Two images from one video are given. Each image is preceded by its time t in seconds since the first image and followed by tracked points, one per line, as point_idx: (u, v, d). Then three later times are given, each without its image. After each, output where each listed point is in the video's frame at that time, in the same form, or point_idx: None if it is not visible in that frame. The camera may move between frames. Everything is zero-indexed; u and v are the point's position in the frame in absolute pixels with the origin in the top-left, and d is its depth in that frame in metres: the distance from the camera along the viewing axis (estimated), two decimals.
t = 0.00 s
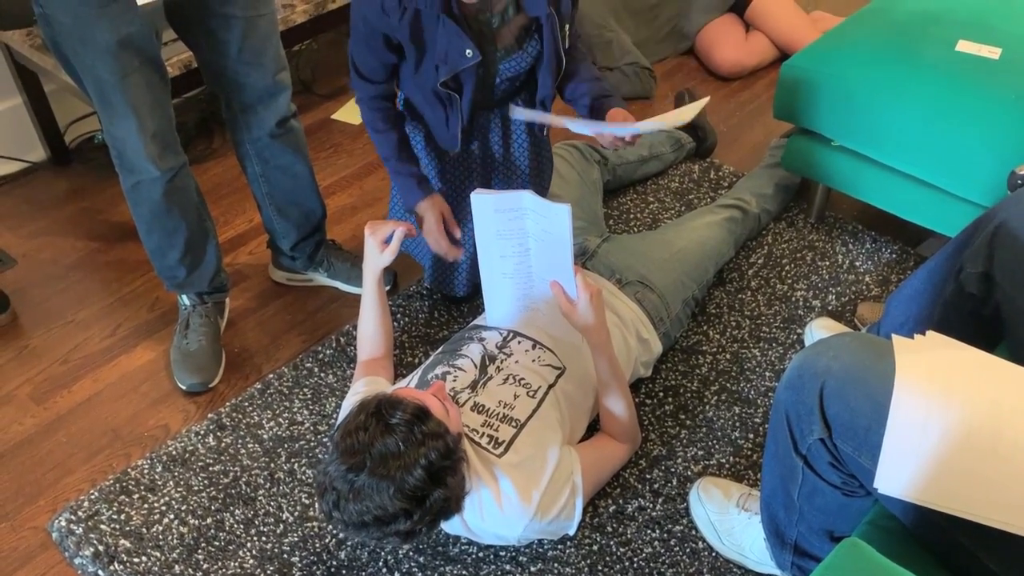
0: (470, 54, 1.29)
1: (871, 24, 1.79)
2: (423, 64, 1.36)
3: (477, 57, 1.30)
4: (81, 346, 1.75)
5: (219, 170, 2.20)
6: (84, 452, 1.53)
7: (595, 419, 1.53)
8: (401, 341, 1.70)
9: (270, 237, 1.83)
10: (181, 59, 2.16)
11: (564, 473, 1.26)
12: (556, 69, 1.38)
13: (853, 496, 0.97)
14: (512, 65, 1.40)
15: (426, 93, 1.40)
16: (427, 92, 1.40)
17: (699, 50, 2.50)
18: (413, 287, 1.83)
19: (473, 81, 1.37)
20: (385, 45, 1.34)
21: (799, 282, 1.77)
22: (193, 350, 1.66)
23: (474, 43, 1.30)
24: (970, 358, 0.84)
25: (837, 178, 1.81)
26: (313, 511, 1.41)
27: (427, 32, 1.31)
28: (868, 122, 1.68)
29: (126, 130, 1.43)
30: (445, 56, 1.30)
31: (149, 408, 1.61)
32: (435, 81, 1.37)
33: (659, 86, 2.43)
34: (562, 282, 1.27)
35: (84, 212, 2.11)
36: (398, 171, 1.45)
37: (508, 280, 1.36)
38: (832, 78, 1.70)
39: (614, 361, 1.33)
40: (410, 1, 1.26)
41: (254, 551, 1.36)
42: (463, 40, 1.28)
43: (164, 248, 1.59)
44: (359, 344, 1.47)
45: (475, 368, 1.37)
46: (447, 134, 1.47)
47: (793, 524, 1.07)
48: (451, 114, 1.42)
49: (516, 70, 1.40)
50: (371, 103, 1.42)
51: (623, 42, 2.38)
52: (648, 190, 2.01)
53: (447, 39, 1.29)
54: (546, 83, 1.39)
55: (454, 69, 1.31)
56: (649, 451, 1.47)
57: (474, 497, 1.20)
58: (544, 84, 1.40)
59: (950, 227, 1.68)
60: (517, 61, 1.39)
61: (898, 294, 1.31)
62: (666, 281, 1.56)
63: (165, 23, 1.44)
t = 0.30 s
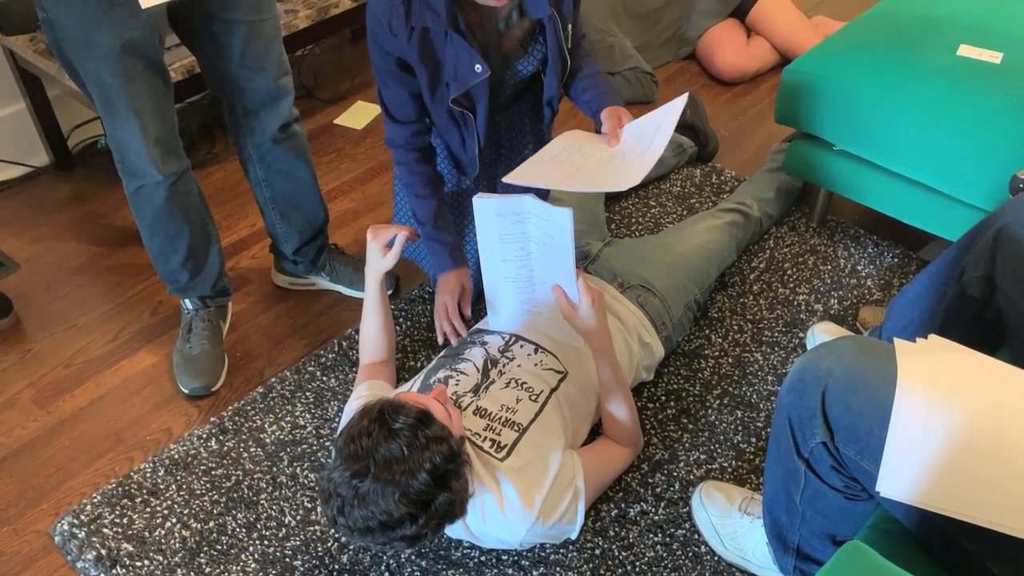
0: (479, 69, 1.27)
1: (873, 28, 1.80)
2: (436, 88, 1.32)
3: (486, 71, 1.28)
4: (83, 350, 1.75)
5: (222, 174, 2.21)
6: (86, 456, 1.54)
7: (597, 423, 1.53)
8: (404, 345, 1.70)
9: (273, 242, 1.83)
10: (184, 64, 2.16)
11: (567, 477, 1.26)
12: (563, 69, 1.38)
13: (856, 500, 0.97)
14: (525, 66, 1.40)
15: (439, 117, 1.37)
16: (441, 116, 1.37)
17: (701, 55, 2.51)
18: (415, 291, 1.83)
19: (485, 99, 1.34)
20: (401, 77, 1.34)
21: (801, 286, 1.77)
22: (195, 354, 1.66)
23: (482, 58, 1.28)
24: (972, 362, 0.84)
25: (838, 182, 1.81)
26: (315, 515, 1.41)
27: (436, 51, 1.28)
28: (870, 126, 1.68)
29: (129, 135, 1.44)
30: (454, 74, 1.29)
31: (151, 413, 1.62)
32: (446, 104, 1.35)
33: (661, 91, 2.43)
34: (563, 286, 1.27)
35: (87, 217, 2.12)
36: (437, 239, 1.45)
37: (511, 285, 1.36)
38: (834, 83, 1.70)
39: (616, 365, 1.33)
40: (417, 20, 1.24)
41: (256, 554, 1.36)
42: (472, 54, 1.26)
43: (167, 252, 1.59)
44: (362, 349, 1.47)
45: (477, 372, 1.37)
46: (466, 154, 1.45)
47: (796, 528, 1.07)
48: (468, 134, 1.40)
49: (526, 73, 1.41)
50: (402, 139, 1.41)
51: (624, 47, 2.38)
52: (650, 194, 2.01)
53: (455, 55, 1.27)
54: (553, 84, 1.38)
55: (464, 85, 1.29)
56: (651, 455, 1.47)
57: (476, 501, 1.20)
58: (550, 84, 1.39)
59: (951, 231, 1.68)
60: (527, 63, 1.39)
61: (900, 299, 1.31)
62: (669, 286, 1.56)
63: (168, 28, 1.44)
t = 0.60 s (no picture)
0: (486, 85, 1.28)
1: (875, 34, 1.80)
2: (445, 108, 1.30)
3: (493, 87, 1.28)
4: (87, 355, 1.75)
5: (225, 179, 2.22)
6: (89, 460, 1.54)
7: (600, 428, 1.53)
8: (406, 349, 1.70)
9: (276, 246, 1.83)
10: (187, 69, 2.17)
11: (569, 482, 1.26)
12: (567, 74, 1.38)
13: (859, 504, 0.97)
14: (531, 73, 1.41)
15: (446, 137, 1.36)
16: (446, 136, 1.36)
17: (702, 60, 2.52)
18: (418, 295, 1.84)
19: (490, 116, 1.35)
20: (409, 99, 1.30)
21: (803, 291, 1.78)
22: (198, 358, 1.66)
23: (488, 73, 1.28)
24: (973, 366, 0.84)
25: (840, 187, 1.81)
26: (318, 519, 1.42)
27: (441, 71, 1.27)
28: (874, 131, 1.68)
29: (133, 139, 1.44)
30: (460, 92, 1.29)
31: (154, 417, 1.62)
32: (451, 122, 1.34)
33: (663, 96, 2.44)
34: (567, 290, 1.27)
35: (90, 221, 2.12)
36: (457, 276, 1.37)
37: (514, 288, 1.36)
38: (837, 88, 1.70)
39: (619, 370, 1.34)
40: (427, 40, 1.22)
41: (259, 559, 1.36)
42: (478, 71, 1.26)
43: (170, 257, 1.60)
44: (364, 353, 1.47)
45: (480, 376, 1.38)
46: (472, 166, 1.46)
47: (798, 533, 1.07)
48: (474, 151, 1.41)
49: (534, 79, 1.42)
50: (420, 167, 1.35)
51: (626, 52, 2.39)
52: (652, 199, 2.01)
53: (461, 72, 1.27)
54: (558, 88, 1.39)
55: (471, 103, 1.29)
56: (653, 460, 1.47)
57: (478, 506, 1.20)
58: (556, 88, 1.39)
59: (952, 235, 1.68)
60: (533, 70, 1.40)
61: (901, 304, 1.31)
62: (672, 290, 1.56)
63: (171, 33, 1.45)
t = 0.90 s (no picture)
0: (486, 95, 1.28)
1: (876, 37, 1.80)
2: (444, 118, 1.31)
3: (492, 98, 1.29)
4: (89, 358, 1.76)
5: (227, 183, 2.22)
6: (91, 463, 1.54)
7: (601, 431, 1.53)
8: (408, 352, 1.71)
9: (278, 249, 1.84)
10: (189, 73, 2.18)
11: (571, 484, 1.26)
12: (570, 79, 1.38)
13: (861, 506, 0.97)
14: (533, 79, 1.41)
15: (446, 147, 1.36)
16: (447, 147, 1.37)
17: (704, 64, 2.52)
18: (419, 298, 1.84)
19: (490, 127, 1.35)
20: (409, 109, 1.31)
21: (805, 294, 1.78)
22: (200, 361, 1.66)
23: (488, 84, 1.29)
24: (975, 368, 0.85)
25: (841, 191, 1.82)
26: (320, 521, 1.42)
27: (441, 81, 1.28)
28: (875, 134, 1.68)
29: (135, 143, 1.45)
30: (460, 103, 1.29)
31: (156, 420, 1.62)
32: (452, 132, 1.34)
33: (664, 100, 2.44)
34: (569, 293, 1.27)
35: (92, 225, 2.13)
36: (458, 287, 1.38)
37: (516, 291, 1.36)
38: (838, 91, 1.70)
39: (621, 374, 1.34)
40: (426, 52, 1.23)
41: (261, 561, 1.36)
42: (478, 81, 1.27)
43: (172, 260, 1.60)
44: (365, 357, 1.48)
45: (482, 379, 1.38)
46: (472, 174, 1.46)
47: (800, 535, 1.07)
48: (473, 160, 1.41)
49: (536, 84, 1.42)
50: (420, 177, 1.35)
51: (627, 56, 2.39)
52: (653, 202, 2.02)
53: (461, 82, 1.27)
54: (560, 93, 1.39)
55: (470, 113, 1.29)
56: (655, 463, 1.47)
57: (481, 509, 1.20)
58: (558, 93, 1.40)
59: (954, 239, 1.68)
60: (535, 76, 1.41)
61: (903, 306, 1.31)
62: (674, 293, 1.56)
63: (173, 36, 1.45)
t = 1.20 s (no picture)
0: (482, 96, 1.28)
1: (877, 41, 1.80)
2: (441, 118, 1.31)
3: (488, 98, 1.29)
4: (90, 359, 1.76)
5: (228, 185, 2.22)
6: (92, 465, 1.54)
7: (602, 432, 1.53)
8: (408, 354, 1.71)
9: (279, 251, 1.84)
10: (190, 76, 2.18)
11: (572, 486, 1.26)
12: (568, 81, 1.38)
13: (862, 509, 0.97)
14: (531, 81, 1.41)
15: (443, 147, 1.37)
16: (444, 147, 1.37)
17: (705, 67, 2.52)
18: (420, 301, 1.84)
19: (486, 127, 1.35)
20: (406, 109, 1.32)
21: (805, 297, 1.78)
22: (200, 363, 1.66)
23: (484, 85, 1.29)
24: (975, 371, 0.85)
25: (841, 193, 1.82)
26: (321, 523, 1.42)
27: (437, 82, 1.28)
28: (876, 137, 1.68)
29: (135, 145, 1.45)
30: (456, 104, 1.29)
31: (156, 422, 1.62)
32: (449, 132, 1.35)
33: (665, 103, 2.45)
34: (570, 294, 1.27)
35: (93, 227, 2.13)
36: (455, 287, 1.39)
37: (518, 292, 1.37)
38: (838, 94, 1.71)
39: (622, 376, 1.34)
40: (422, 53, 1.23)
41: (261, 563, 1.36)
42: (474, 82, 1.27)
43: (173, 262, 1.60)
44: (365, 358, 1.48)
45: (483, 380, 1.38)
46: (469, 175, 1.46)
47: (801, 537, 1.07)
48: (469, 160, 1.41)
49: (534, 86, 1.42)
50: (418, 176, 1.36)
51: (628, 59, 2.40)
52: (654, 205, 2.02)
53: (457, 83, 1.28)
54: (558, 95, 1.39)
55: (467, 113, 1.30)
56: (656, 465, 1.47)
57: (481, 511, 1.20)
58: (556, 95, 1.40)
59: (954, 242, 1.68)
60: (533, 78, 1.41)
61: (904, 309, 1.31)
62: (674, 296, 1.56)
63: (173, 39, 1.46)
